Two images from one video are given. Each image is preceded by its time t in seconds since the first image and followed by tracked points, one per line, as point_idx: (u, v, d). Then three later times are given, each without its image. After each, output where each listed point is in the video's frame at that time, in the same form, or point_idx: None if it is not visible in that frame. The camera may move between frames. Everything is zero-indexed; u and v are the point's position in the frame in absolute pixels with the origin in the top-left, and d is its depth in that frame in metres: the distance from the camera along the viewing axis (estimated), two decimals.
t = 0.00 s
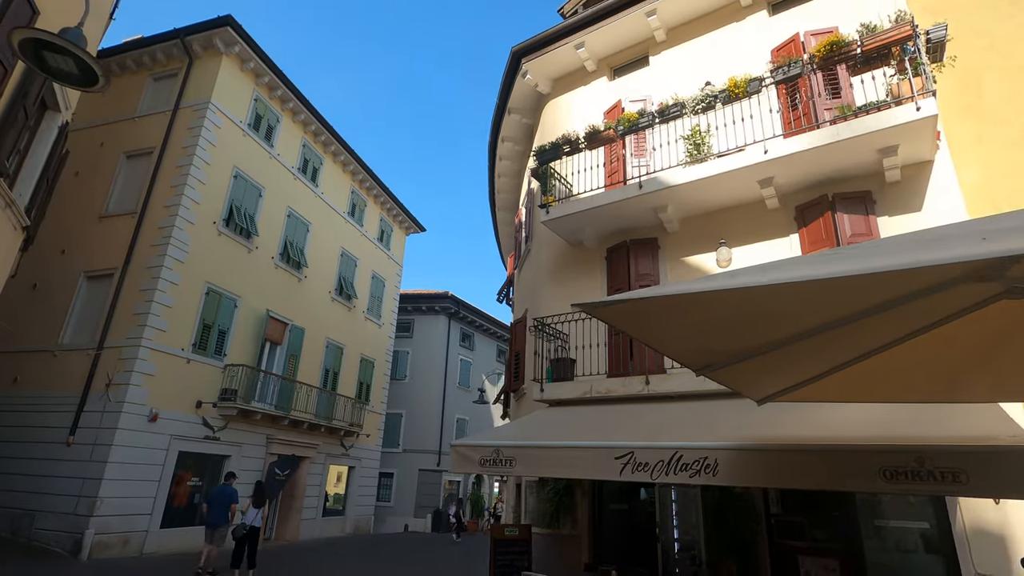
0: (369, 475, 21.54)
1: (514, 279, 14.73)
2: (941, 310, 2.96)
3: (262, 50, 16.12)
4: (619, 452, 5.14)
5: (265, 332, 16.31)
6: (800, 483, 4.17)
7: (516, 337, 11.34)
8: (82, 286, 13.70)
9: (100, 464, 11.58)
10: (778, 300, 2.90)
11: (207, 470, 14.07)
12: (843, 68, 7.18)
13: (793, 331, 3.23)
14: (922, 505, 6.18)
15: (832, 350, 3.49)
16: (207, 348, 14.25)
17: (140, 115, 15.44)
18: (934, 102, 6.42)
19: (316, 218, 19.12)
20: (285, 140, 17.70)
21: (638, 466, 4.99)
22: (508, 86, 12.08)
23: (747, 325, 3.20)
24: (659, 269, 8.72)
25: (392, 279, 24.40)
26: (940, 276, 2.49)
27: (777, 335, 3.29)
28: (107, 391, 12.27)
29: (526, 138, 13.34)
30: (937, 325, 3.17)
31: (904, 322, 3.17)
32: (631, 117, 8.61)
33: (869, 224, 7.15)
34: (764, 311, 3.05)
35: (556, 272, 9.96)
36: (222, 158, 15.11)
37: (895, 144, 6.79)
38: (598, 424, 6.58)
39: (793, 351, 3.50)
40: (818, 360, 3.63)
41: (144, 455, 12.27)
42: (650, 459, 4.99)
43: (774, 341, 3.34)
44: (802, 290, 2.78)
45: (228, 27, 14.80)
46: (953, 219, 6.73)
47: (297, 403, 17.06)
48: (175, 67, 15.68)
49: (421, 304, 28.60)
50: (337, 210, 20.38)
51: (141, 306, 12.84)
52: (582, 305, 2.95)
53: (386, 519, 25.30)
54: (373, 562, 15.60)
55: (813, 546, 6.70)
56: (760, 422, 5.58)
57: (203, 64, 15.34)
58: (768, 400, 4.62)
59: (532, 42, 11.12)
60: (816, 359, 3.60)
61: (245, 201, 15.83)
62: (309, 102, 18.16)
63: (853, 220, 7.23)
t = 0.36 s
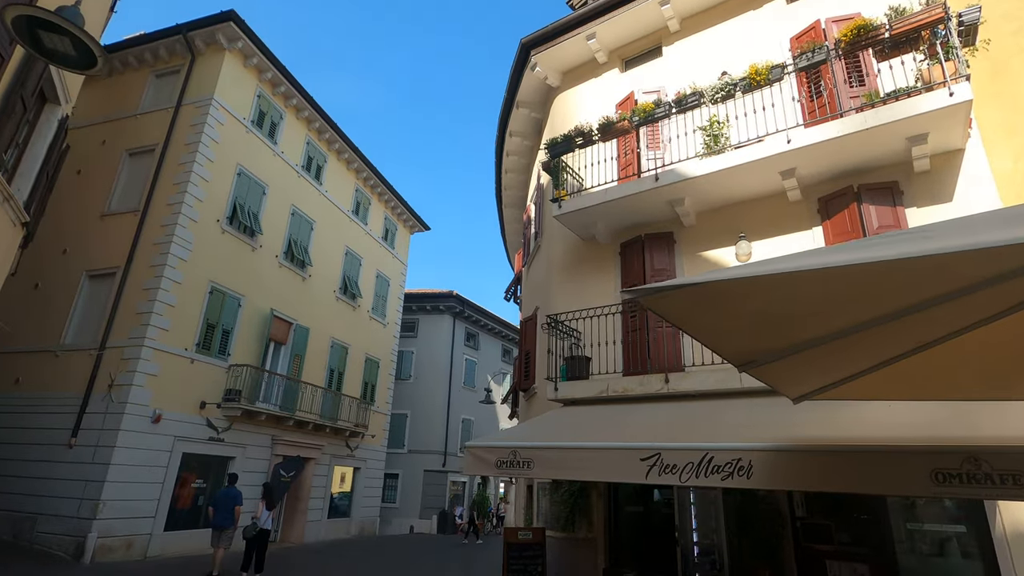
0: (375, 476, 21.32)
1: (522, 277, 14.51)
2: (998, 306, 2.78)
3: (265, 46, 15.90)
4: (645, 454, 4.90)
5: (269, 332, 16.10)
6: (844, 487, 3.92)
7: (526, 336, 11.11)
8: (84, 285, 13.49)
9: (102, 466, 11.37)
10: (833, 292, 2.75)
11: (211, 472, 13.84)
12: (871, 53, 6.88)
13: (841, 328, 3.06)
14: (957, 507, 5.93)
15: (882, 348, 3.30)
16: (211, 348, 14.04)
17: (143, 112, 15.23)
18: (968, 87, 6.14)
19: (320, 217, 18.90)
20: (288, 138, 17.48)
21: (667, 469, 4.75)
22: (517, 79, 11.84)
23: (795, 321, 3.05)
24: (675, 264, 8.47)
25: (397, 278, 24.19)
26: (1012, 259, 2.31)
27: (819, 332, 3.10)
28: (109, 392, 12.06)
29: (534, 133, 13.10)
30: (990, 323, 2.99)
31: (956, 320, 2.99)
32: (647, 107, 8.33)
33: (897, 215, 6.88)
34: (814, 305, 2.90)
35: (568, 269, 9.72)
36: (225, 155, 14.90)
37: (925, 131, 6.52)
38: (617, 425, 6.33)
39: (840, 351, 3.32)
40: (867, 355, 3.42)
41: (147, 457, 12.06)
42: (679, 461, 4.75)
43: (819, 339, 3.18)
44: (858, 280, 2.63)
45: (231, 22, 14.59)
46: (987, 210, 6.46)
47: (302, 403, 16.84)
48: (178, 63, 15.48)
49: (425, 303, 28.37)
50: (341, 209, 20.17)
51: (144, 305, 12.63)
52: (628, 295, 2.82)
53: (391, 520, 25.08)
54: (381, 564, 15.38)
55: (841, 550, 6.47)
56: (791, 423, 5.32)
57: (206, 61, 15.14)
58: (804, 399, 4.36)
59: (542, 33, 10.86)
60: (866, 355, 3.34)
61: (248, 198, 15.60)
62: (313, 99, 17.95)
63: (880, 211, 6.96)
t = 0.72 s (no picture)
0: (375, 475, 21.08)
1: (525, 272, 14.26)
2: None
3: (264, 37, 15.63)
4: (665, 450, 4.67)
5: (269, 329, 15.84)
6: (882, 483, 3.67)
7: (532, 330, 10.89)
8: (79, 281, 13.22)
9: (97, 465, 11.09)
10: (892, 258, 2.67)
11: (209, 471, 13.57)
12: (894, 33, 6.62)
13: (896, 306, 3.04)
14: (987, 505, 5.68)
15: (929, 326, 3.23)
16: (208, 345, 13.74)
17: (139, 105, 14.95)
18: (998, 66, 5.90)
19: (320, 213, 18.64)
20: (288, 132, 17.23)
21: (690, 464, 4.51)
22: (521, 68, 11.59)
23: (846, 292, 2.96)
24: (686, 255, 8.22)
25: (398, 276, 23.95)
26: None
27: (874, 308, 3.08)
28: (104, 389, 11.79)
29: (539, 124, 12.85)
30: None
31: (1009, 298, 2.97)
32: (659, 92, 8.03)
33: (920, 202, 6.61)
34: (871, 272, 2.80)
35: (575, 262, 9.47)
36: (224, 149, 14.65)
37: (951, 114, 6.27)
38: (632, 421, 6.08)
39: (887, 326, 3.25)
40: (912, 335, 3.35)
41: (144, 456, 11.78)
42: (701, 456, 4.53)
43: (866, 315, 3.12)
44: (922, 244, 2.55)
45: (229, 13, 14.32)
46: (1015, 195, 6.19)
47: (302, 401, 16.56)
48: (175, 55, 15.20)
49: (426, 301, 28.09)
50: (342, 205, 19.92)
51: (140, 301, 12.36)
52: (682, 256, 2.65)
53: (392, 520, 24.82)
54: (382, 565, 15.13)
55: (865, 550, 6.22)
56: (818, 417, 5.06)
57: (203, 53, 14.87)
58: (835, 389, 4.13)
59: (547, 21, 10.59)
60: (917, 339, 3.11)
61: (248, 193, 15.35)
62: (313, 93, 17.70)
63: (903, 197, 6.69)
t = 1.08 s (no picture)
0: (375, 475, 20.81)
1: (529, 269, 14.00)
2: None
3: (263, 29, 15.32)
4: (689, 452, 4.42)
5: (267, 326, 15.55)
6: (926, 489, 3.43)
7: (536, 327, 10.61)
8: (73, 277, 12.93)
9: (91, 465, 10.80)
10: (975, 246, 2.39)
11: (207, 471, 13.29)
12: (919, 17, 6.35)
13: (960, 296, 2.76)
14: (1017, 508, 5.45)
15: (988, 321, 2.97)
16: (205, 342, 13.45)
17: (135, 98, 14.63)
18: None
19: (319, 209, 18.35)
20: (286, 126, 16.93)
21: (716, 467, 4.27)
22: (526, 59, 11.31)
23: (910, 283, 2.68)
24: (698, 250, 7.96)
25: (398, 273, 23.68)
26: None
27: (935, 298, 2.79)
28: (98, 387, 11.50)
29: (543, 117, 12.57)
30: None
31: None
32: (671, 81, 7.79)
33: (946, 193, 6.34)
34: (946, 261, 2.52)
35: (582, 257, 9.18)
36: (221, 142, 14.35)
37: (979, 100, 6.01)
38: (647, 422, 5.82)
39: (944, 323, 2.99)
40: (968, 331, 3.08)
41: (138, 456, 11.49)
42: (727, 459, 4.28)
43: (927, 309, 2.86)
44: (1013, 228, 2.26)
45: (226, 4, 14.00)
46: None
47: (300, 400, 16.28)
48: (171, 47, 14.90)
49: (426, 299, 27.81)
50: (341, 201, 19.63)
51: (135, 297, 12.07)
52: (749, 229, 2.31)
53: (392, 520, 24.56)
54: (382, 567, 14.86)
55: (890, 556, 5.96)
56: (846, 418, 4.80)
57: (200, 44, 14.57)
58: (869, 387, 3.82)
59: (553, 10, 10.30)
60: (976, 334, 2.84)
61: (245, 187, 15.04)
62: (312, 86, 17.40)
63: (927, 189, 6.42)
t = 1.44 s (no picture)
0: (377, 474, 20.59)
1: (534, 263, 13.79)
2: None
3: (262, 20, 15.06)
4: (717, 445, 4.21)
5: (267, 322, 15.32)
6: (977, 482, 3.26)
7: (544, 321, 10.40)
8: (70, 271, 12.68)
9: (88, 463, 10.56)
10: None
11: (206, 469, 13.06)
12: None
13: None
14: None
15: None
16: (204, 338, 13.21)
17: (132, 90, 14.37)
18: None
19: (320, 204, 18.12)
20: (286, 119, 16.68)
21: (747, 460, 4.07)
22: (532, 48, 11.08)
23: (993, 251, 2.61)
24: (712, 239, 7.76)
25: (399, 269, 23.45)
26: None
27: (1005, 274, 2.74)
28: (95, 383, 11.26)
29: (549, 108, 12.35)
30: None
31: None
32: (685, 65, 7.56)
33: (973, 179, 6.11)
34: None
35: (592, 248, 8.96)
36: (220, 134, 14.10)
37: (1009, 82, 5.80)
38: (665, 416, 5.61)
39: (1006, 302, 2.92)
40: None
41: (136, 454, 11.25)
42: (758, 451, 4.07)
43: (993, 287, 2.82)
44: None
45: None
46: None
47: (301, 396, 16.06)
48: (170, 39, 14.64)
49: (427, 296, 27.58)
50: (342, 196, 19.41)
51: (133, 291, 11.82)
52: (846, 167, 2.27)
53: (393, 519, 24.35)
54: (385, 566, 14.65)
55: (918, 555, 5.73)
56: (878, 411, 4.59)
57: (199, 35, 14.32)
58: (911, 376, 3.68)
59: None
60: None
61: (245, 181, 14.79)
62: (312, 79, 17.16)
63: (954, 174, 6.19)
